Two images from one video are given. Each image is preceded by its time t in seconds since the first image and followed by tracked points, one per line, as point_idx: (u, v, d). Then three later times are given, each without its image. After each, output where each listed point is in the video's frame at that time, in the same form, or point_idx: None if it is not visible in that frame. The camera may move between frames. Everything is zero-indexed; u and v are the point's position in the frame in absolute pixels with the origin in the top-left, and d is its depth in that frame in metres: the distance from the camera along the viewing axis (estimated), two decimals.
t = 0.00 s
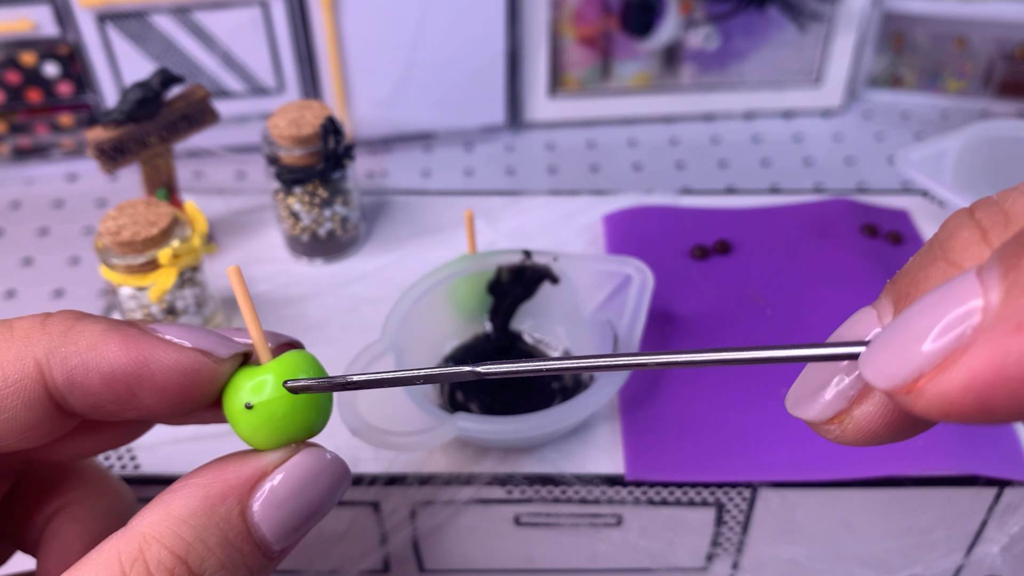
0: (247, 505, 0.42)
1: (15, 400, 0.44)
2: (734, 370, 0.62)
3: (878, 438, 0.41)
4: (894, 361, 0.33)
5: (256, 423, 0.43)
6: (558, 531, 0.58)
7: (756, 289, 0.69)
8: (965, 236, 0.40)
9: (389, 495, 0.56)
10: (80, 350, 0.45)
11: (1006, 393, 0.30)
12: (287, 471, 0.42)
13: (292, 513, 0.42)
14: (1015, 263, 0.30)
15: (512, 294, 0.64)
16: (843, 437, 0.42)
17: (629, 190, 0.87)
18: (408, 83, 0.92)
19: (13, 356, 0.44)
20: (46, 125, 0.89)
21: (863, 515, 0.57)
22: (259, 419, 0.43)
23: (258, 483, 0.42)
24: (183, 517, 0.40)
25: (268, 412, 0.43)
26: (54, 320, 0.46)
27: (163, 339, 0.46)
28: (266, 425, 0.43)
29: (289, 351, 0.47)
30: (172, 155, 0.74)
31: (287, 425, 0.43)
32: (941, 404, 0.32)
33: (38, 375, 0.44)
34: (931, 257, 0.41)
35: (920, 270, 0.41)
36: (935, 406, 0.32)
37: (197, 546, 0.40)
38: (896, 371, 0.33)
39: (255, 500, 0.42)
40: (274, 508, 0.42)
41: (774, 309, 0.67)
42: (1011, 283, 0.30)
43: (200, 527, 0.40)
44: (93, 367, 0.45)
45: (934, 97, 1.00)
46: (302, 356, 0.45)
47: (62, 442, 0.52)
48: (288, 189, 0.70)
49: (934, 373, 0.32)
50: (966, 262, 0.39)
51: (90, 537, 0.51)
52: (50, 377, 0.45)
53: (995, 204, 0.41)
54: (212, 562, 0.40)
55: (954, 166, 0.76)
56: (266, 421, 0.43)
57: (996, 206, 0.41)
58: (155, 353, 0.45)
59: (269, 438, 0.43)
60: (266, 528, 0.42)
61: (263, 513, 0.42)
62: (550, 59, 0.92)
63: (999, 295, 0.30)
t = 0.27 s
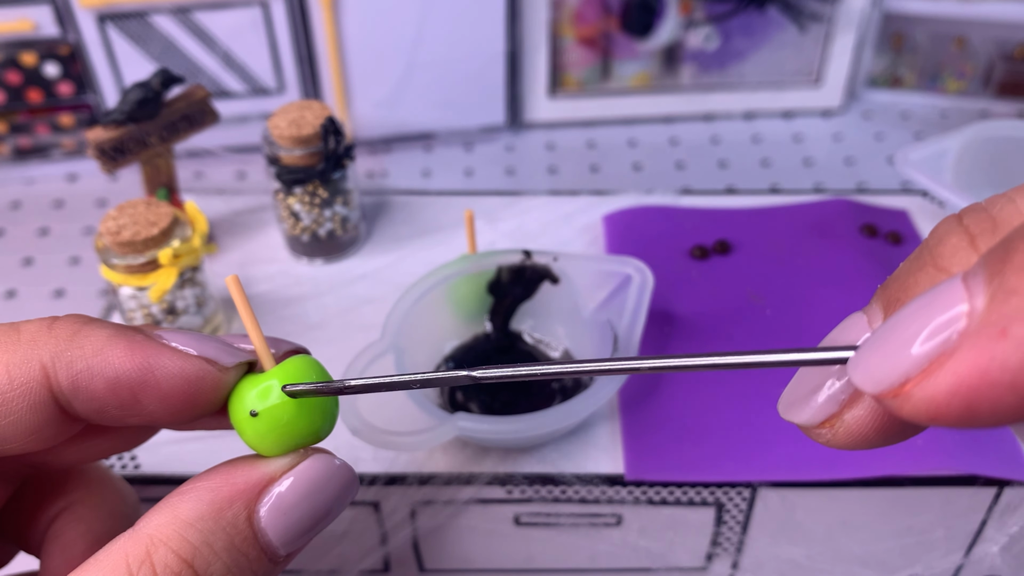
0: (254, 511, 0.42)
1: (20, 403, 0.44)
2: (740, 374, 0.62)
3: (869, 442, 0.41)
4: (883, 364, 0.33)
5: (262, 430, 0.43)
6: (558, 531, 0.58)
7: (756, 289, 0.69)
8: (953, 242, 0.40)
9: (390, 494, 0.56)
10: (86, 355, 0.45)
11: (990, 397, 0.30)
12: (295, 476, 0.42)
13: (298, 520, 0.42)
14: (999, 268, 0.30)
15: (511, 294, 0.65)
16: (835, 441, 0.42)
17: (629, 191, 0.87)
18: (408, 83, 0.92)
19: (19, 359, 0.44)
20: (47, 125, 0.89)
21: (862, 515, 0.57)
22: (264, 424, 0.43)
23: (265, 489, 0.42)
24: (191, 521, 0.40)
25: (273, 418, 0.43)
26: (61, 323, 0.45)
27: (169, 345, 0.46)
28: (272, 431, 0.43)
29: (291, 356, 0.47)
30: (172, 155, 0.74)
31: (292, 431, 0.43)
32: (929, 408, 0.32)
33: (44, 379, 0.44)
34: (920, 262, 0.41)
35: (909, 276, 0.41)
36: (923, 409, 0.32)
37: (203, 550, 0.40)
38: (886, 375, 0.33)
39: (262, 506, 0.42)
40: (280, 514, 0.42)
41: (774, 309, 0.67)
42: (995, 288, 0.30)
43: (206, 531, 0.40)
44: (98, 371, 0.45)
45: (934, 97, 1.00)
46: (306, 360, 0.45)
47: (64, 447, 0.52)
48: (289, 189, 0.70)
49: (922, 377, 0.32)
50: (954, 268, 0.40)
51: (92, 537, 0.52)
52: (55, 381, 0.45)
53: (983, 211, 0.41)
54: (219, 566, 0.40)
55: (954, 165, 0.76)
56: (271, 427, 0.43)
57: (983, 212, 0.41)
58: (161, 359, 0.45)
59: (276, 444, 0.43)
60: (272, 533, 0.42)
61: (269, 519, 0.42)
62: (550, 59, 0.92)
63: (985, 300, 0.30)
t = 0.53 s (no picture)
0: (256, 512, 0.42)
1: (20, 404, 0.44)
2: (740, 377, 0.62)
3: (866, 444, 0.41)
4: (878, 368, 0.33)
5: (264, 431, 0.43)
6: (558, 531, 0.58)
7: (756, 289, 0.69)
8: (949, 245, 0.41)
9: (390, 494, 0.56)
10: (87, 356, 0.45)
11: (985, 400, 0.30)
12: (297, 478, 0.42)
13: (299, 521, 0.42)
14: (994, 273, 0.30)
15: (511, 294, 0.64)
16: (835, 442, 0.42)
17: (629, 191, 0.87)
18: (408, 83, 0.92)
19: (20, 360, 0.44)
20: (47, 125, 0.89)
21: (862, 515, 0.57)
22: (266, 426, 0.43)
23: (267, 490, 0.42)
24: (192, 521, 0.40)
25: (274, 420, 0.43)
26: (62, 324, 0.45)
27: (169, 346, 0.46)
28: (274, 432, 0.43)
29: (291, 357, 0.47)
30: (173, 155, 0.74)
31: (294, 433, 0.43)
32: (924, 411, 0.32)
33: (44, 379, 0.44)
34: (918, 266, 0.42)
35: (907, 278, 0.42)
36: (918, 412, 0.32)
37: (204, 551, 0.40)
38: (881, 378, 0.33)
39: (263, 507, 0.42)
40: (281, 515, 0.42)
41: (774, 309, 0.67)
42: (990, 293, 0.30)
43: (208, 532, 0.40)
44: (98, 372, 0.45)
45: (934, 97, 1.00)
46: (306, 360, 0.45)
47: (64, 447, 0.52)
48: (289, 189, 0.70)
49: (917, 380, 0.32)
50: (951, 271, 0.40)
51: (92, 538, 0.52)
52: (56, 382, 0.45)
53: (979, 214, 0.42)
54: (220, 567, 0.40)
55: (953, 165, 0.76)
56: (273, 428, 0.43)
57: (981, 215, 0.42)
58: (162, 360, 0.45)
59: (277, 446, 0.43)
60: (274, 534, 0.42)
61: (270, 520, 0.42)
62: (550, 59, 0.92)
63: (979, 304, 0.30)
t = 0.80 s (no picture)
0: (255, 512, 0.42)
1: (19, 403, 0.44)
2: (740, 376, 0.62)
3: (866, 445, 0.42)
4: (880, 369, 0.33)
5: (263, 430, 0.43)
6: (558, 531, 0.58)
7: (756, 289, 0.69)
8: (951, 246, 0.41)
9: (390, 494, 0.56)
10: (85, 355, 0.45)
11: (985, 403, 0.30)
12: (296, 478, 0.42)
13: (299, 521, 0.42)
14: (995, 274, 0.30)
15: (511, 293, 0.65)
16: (834, 444, 0.42)
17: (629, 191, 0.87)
18: (408, 84, 0.92)
19: (19, 359, 0.44)
20: (47, 125, 0.89)
21: (861, 514, 0.57)
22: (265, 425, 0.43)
23: (266, 489, 0.42)
24: (191, 521, 0.40)
25: (275, 419, 0.43)
26: (61, 323, 0.46)
27: (168, 345, 0.46)
28: (274, 431, 0.43)
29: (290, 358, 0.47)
30: (173, 155, 0.74)
31: (294, 433, 0.43)
32: (924, 413, 0.32)
33: (43, 378, 0.45)
34: (919, 266, 0.42)
35: (908, 279, 0.42)
36: (918, 414, 0.32)
37: (204, 551, 0.40)
38: (883, 379, 0.33)
39: (263, 507, 0.42)
40: (281, 515, 0.42)
41: (774, 309, 0.67)
42: (991, 294, 0.30)
43: (206, 532, 0.40)
44: (97, 371, 0.45)
45: (933, 97, 1.00)
46: (306, 361, 0.45)
47: (64, 447, 0.52)
48: (289, 189, 0.70)
49: (918, 381, 0.32)
50: (952, 272, 0.41)
51: (91, 538, 0.52)
52: (54, 381, 0.45)
53: (981, 216, 0.42)
54: (219, 567, 0.40)
55: (954, 165, 0.76)
56: (274, 427, 0.43)
57: (982, 216, 0.42)
58: (160, 359, 0.45)
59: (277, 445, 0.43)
60: (273, 534, 0.42)
61: (270, 520, 0.42)
62: (550, 59, 0.93)
63: (980, 305, 0.30)
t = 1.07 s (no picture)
0: (258, 513, 0.42)
1: (24, 405, 0.44)
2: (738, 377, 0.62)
3: (865, 448, 0.42)
4: (878, 372, 0.33)
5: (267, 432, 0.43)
6: (558, 531, 0.58)
7: (756, 289, 0.69)
8: (947, 250, 0.41)
9: (390, 494, 0.56)
10: (90, 356, 0.45)
11: (980, 407, 0.30)
12: (299, 479, 0.42)
13: (302, 522, 0.42)
14: (991, 277, 0.30)
15: (511, 293, 0.65)
16: (833, 446, 0.42)
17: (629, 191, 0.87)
18: (408, 84, 0.92)
19: (23, 360, 0.44)
20: (47, 125, 0.89)
21: (861, 514, 0.57)
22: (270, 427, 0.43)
23: (269, 491, 0.42)
24: (194, 523, 0.40)
25: (279, 421, 0.42)
26: (66, 325, 0.46)
27: (173, 347, 0.46)
28: (278, 432, 0.43)
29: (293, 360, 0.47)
30: (173, 155, 0.74)
31: (298, 434, 0.43)
32: (921, 416, 0.32)
33: (48, 380, 0.45)
34: (915, 268, 0.42)
35: (904, 283, 0.42)
36: (914, 417, 0.32)
37: (207, 553, 0.40)
38: (881, 382, 0.33)
39: (266, 508, 0.42)
40: (284, 517, 0.42)
41: (774, 309, 0.67)
42: (987, 298, 0.30)
43: (210, 534, 0.40)
44: (102, 373, 0.45)
45: (933, 97, 1.00)
46: (310, 364, 0.44)
47: (67, 448, 0.52)
48: (289, 189, 0.70)
49: (914, 385, 0.32)
50: (948, 274, 0.40)
51: (93, 539, 0.52)
52: (59, 382, 0.45)
53: (978, 218, 0.42)
54: (222, 568, 0.40)
55: (954, 165, 0.76)
56: (278, 428, 0.43)
57: (979, 220, 0.42)
58: (165, 361, 0.45)
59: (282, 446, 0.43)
60: (276, 536, 0.42)
61: (273, 521, 0.42)
62: (550, 60, 0.93)
63: (976, 309, 0.30)
